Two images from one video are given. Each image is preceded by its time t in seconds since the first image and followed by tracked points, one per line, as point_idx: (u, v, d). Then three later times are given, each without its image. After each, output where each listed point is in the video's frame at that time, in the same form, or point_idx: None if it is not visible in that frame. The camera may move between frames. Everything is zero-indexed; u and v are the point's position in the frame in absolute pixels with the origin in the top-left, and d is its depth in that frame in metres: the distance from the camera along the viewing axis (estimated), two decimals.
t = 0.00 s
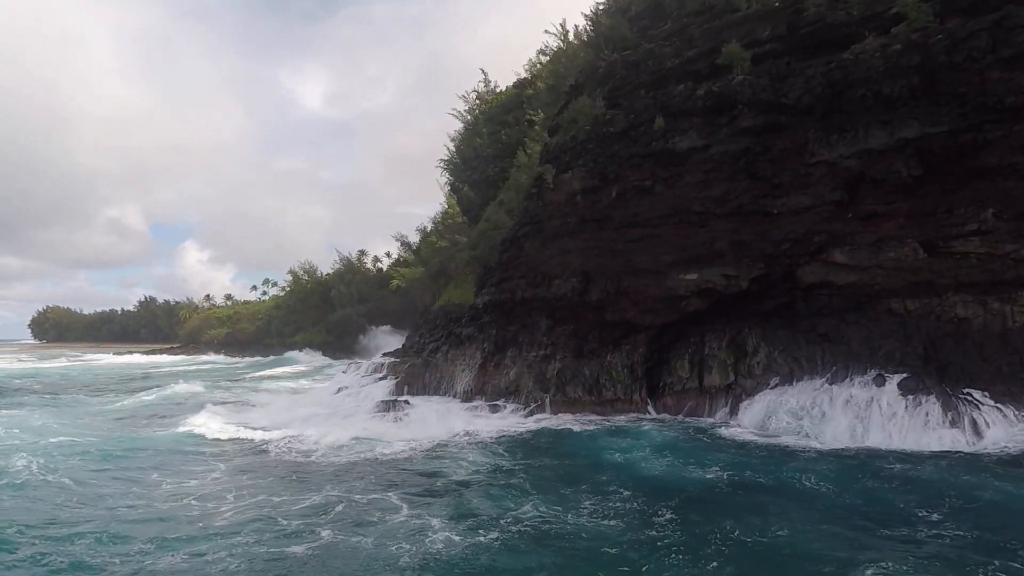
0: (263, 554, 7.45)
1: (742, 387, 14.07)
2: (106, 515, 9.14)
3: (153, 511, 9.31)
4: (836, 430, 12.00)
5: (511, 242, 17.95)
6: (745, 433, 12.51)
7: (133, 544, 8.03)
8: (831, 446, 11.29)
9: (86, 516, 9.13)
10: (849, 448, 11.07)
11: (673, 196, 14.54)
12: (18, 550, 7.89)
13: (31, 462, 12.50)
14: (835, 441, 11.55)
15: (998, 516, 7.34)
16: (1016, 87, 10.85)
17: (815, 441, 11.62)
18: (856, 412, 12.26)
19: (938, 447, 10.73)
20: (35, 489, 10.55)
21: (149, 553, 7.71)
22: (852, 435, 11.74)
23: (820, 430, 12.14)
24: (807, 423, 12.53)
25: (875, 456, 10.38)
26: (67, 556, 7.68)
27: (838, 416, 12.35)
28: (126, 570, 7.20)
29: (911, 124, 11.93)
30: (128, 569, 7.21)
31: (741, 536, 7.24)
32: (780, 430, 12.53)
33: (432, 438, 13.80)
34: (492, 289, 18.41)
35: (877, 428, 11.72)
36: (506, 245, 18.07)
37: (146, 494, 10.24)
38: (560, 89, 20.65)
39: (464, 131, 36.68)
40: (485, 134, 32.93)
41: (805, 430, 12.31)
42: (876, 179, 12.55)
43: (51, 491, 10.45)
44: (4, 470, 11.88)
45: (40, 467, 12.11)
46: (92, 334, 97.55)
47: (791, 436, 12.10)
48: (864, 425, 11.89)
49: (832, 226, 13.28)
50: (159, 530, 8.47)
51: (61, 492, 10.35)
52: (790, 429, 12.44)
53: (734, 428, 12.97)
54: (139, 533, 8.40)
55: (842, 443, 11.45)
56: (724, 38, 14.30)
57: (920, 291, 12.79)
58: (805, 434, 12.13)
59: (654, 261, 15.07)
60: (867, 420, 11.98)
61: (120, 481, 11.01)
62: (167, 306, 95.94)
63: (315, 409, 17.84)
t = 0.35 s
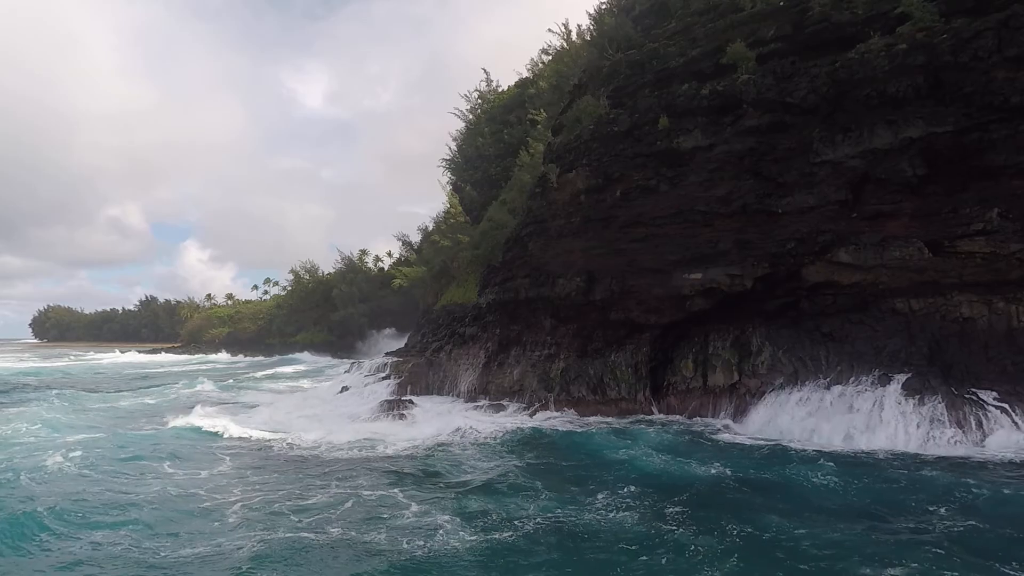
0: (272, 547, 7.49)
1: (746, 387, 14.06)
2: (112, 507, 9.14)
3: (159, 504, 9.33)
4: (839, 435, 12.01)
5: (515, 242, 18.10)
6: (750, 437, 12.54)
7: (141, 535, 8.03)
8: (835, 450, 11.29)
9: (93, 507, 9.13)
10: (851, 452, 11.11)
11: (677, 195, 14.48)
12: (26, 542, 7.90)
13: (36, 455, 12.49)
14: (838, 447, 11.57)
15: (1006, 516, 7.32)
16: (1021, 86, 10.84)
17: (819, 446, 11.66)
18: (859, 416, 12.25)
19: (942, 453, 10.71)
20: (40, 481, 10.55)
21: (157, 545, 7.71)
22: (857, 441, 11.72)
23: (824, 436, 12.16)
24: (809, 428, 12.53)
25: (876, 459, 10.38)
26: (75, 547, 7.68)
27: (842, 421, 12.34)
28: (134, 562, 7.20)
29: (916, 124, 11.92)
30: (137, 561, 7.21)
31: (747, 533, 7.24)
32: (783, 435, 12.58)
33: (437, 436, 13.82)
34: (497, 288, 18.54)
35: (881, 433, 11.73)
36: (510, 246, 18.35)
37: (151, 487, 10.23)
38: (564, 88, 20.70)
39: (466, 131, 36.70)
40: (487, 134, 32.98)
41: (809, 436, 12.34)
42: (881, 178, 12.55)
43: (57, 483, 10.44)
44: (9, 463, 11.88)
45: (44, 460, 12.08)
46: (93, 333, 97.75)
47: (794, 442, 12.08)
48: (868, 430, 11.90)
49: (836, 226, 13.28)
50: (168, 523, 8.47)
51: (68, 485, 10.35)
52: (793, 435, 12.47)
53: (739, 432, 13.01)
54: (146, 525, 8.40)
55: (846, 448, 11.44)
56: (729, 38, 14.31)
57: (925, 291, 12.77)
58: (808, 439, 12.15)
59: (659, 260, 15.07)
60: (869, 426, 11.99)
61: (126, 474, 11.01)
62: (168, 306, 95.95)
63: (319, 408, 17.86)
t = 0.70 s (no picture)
0: (281, 545, 7.49)
1: (751, 387, 14.04)
2: (122, 500, 9.14)
3: (168, 498, 9.32)
4: (845, 441, 12.03)
5: (519, 242, 18.19)
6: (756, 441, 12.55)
7: (151, 529, 8.02)
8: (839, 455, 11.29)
9: (103, 500, 9.14)
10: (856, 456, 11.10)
11: (682, 195, 14.49)
12: (35, 534, 7.89)
13: (43, 449, 12.51)
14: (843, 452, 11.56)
15: (1015, 517, 7.28)
16: None
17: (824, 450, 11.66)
18: (864, 420, 12.24)
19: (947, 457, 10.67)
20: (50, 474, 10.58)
21: (167, 538, 7.69)
22: (863, 448, 11.70)
23: (829, 442, 12.17)
24: (815, 432, 12.55)
25: (880, 462, 10.37)
26: (85, 538, 7.67)
27: (847, 424, 12.34)
28: (144, 555, 7.20)
29: (921, 123, 11.91)
30: (147, 554, 7.20)
31: (757, 529, 7.28)
32: (788, 440, 12.60)
33: (442, 435, 13.81)
34: (501, 288, 18.58)
35: (886, 438, 11.73)
36: (515, 246, 18.51)
37: (161, 480, 10.26)
38: (568, 89, 20.75)
39: (468, 131, 36.73)
40: (489, 134, 33.03)
41: (814, 441, 12.34)
42: (886, 178, 12.53)
43: (65, 476, 10.45)
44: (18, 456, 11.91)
45: (54, 453, 12.11)
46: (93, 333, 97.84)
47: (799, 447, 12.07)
48: (873, 434, 11.89)
49: (841, 226, 13.28)
50: (177, 517, 8.48)
51: (77, 477, 10.37)
52: (798, 441, 12.49)
53: (745, 435, 13.01)
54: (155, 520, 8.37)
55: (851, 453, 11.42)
56: (733, 38, 14.32)
57: (930, 291, 12.76)
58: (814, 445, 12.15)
59: (663, 260, 15.06)
60: (874, 429, 11.98)
61: (132, 466, 11.03)
62: (168, 305, 95.90)
63: (323, 408, 17.84)
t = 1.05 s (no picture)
0: (294, 538, 7.53)
1: (756, 387, 14.03)
2: (130, 497, 9.15)
3: (179, 493, 9.38)
4: (849, 442, 12.03)
5: (523, 241, 18.21)
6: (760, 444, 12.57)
7: (162, 522, 8.06)
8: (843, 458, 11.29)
9: (112, 498, 9.15)
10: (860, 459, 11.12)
11: (686, 195, 14.48)
12: (46, 531, 7.90)
13: (50, 449, 12.51)
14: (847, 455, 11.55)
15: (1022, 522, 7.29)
16: None
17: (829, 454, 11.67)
18: (868, 420, 12.23)
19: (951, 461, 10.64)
20: (56, 474, 10.59)
21: (180, 531, 7.73)
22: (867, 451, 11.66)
23: (833, 443, 12.17)
24: (819, 432, 12.55)
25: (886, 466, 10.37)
26: (97, 533, 7.73)
27: (853, 424, 12.34)
28: (158, 549, 7.24)
29: (927, 123, 11.90)
30: (161, 548, 7.23)
31: (768, 531, 7.27)
32: (791, 441, 12.62)
33: (445, 433, 13.81)
34: (505, 288, 18.58)
35: (891, 439, 11.72)
36: (518, 246, 18.54)
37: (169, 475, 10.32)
38: (571, 88, 20.77)
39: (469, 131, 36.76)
40: (490, 133, 33.05)
41: (818, 442, 12.34)
42: (892, 178, 12.53)
43: (72, 476, 10.47)
44: (24, 457, 11.90)
45: (59, 453, 12.11)
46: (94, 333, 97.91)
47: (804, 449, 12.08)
48: (877, 435, 11.87)
49: (847, 226, 13.27)
50: (188, 510, 8.54)
51: (83, 477, 10.37)
52: (802, 442, 12.50)
53: (750, 438, 13.03)
54: (167, 513, 8.43)
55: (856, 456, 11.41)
56: (738, 37, 14.31)
57: (935, 291, 12.76)
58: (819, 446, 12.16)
59: (667, 260, 15.07)
60: (879, 431, 11.96)
61: (139, 463, 11.09)
62: (168, 305, 95.83)
63: (326, 408, 17.80)
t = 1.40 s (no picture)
0: (301, 531, 7.57)
1: (760, 386, 14.04)
2: (138, 496, 9.17)
3: (185, 490, 9.38)
4: (857, 442, 12.01)
5: (527, 241, 18.23)
6: (767, 444, 12.57)
7: (170, 519, 8.10)
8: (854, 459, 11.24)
9: (120, 498, 9.17)
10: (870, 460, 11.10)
11: (691, 195, 14.48)
12: (57, 530, 8.00)
13: (57, 449, 12.56)
14: (856, 455, 11.51)
15: None
16: None
17: (838, 454, 11.65)
18: (875, 421, 12.21)
19: (962, 462, 10.58)
20: (65, 475, 10.61)
21: (189, 527, 7.79)
22: (876, 451, 11.63)
23: (841, 443, 12.15)
24: (826, 433, 12.54)
25: (893, 468, 10.36)
26: (107, 532, 7.83)
27: (859, 424, 12.33)
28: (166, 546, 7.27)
29: (933, 123, 11.88)
30: (171, 542, 7.35)
31: (778, 537, 7.25)
32: (797, 442, 12.62)
33: (450, 432, 13.80)
34: (509, 287, 18.61)
35: (897, 441, 11.72)
36: (522, 245, 18.54)
37: (176, 474, 10.32)
38: (575, 88, 20.81)
39: (471, 131, 36.82)
40: (493, 133, 33.08)
41: (825, 442, 12.32)
42: (897, 177, 12.53)
43: (80, 476, 10.48)
44: (32, 457, 11.93)
45: (67, 453, 12.13)
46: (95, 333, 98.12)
47: (812, 450, 12.09)
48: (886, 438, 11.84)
49: (852, 226, 13.27)
50: (197, 506, 8.65)
51: (91, 478, 10.39)
52: (809, 443, 12.45)
53: (756, 439, 13.01)
54: (174, 510, 8.45)
55: (865, 457, 11.38)
56: (742, 37, 14.30)
57: (940, 291, 12.76)
58: (826, 447, 12.13)
59: (672, 260, 15.09)
60: (887, 432, 11.93)
61: (146, 463, 11.15)
62: (170, 305, 95.85)
63: (330, 407, 17.79)
